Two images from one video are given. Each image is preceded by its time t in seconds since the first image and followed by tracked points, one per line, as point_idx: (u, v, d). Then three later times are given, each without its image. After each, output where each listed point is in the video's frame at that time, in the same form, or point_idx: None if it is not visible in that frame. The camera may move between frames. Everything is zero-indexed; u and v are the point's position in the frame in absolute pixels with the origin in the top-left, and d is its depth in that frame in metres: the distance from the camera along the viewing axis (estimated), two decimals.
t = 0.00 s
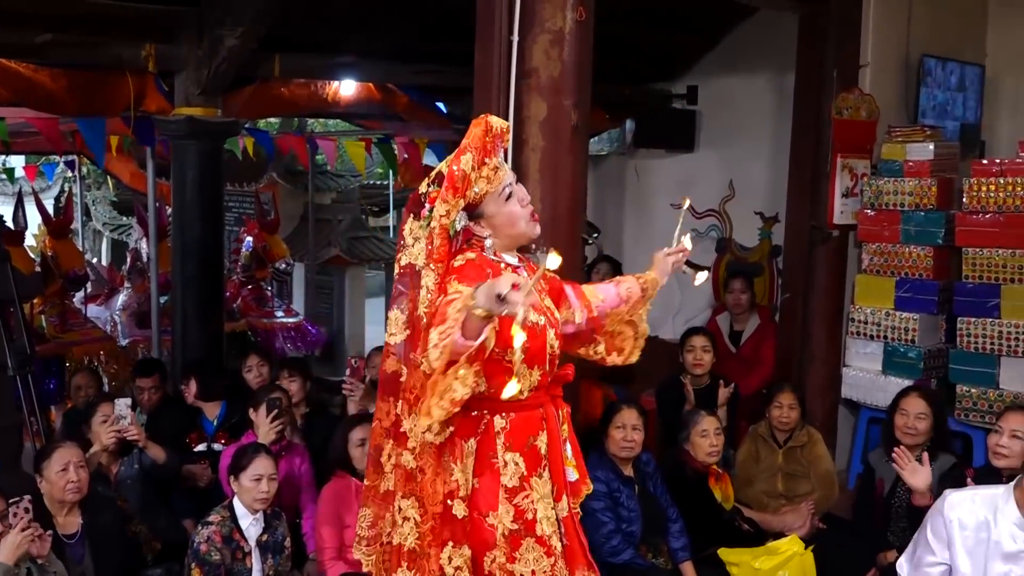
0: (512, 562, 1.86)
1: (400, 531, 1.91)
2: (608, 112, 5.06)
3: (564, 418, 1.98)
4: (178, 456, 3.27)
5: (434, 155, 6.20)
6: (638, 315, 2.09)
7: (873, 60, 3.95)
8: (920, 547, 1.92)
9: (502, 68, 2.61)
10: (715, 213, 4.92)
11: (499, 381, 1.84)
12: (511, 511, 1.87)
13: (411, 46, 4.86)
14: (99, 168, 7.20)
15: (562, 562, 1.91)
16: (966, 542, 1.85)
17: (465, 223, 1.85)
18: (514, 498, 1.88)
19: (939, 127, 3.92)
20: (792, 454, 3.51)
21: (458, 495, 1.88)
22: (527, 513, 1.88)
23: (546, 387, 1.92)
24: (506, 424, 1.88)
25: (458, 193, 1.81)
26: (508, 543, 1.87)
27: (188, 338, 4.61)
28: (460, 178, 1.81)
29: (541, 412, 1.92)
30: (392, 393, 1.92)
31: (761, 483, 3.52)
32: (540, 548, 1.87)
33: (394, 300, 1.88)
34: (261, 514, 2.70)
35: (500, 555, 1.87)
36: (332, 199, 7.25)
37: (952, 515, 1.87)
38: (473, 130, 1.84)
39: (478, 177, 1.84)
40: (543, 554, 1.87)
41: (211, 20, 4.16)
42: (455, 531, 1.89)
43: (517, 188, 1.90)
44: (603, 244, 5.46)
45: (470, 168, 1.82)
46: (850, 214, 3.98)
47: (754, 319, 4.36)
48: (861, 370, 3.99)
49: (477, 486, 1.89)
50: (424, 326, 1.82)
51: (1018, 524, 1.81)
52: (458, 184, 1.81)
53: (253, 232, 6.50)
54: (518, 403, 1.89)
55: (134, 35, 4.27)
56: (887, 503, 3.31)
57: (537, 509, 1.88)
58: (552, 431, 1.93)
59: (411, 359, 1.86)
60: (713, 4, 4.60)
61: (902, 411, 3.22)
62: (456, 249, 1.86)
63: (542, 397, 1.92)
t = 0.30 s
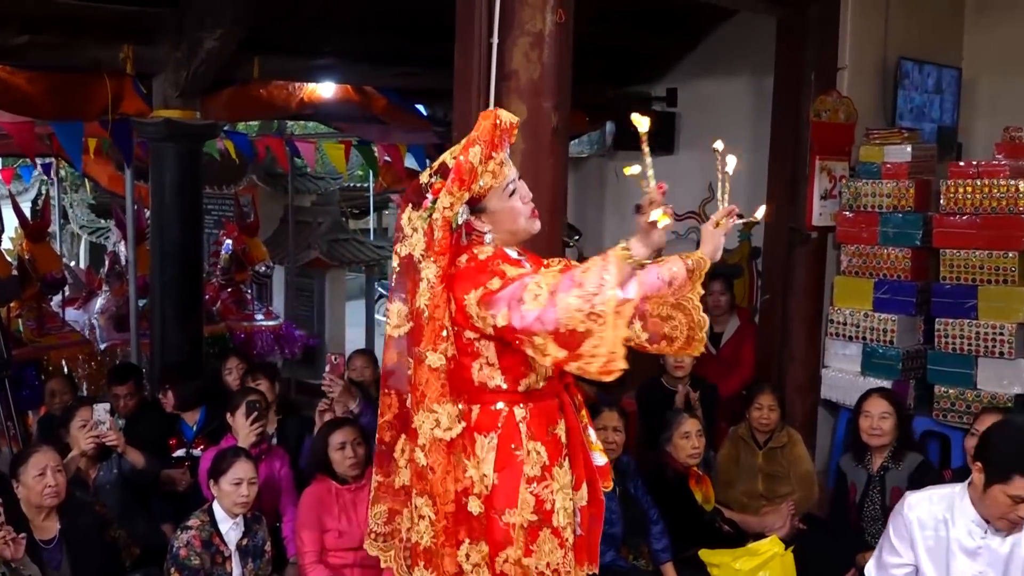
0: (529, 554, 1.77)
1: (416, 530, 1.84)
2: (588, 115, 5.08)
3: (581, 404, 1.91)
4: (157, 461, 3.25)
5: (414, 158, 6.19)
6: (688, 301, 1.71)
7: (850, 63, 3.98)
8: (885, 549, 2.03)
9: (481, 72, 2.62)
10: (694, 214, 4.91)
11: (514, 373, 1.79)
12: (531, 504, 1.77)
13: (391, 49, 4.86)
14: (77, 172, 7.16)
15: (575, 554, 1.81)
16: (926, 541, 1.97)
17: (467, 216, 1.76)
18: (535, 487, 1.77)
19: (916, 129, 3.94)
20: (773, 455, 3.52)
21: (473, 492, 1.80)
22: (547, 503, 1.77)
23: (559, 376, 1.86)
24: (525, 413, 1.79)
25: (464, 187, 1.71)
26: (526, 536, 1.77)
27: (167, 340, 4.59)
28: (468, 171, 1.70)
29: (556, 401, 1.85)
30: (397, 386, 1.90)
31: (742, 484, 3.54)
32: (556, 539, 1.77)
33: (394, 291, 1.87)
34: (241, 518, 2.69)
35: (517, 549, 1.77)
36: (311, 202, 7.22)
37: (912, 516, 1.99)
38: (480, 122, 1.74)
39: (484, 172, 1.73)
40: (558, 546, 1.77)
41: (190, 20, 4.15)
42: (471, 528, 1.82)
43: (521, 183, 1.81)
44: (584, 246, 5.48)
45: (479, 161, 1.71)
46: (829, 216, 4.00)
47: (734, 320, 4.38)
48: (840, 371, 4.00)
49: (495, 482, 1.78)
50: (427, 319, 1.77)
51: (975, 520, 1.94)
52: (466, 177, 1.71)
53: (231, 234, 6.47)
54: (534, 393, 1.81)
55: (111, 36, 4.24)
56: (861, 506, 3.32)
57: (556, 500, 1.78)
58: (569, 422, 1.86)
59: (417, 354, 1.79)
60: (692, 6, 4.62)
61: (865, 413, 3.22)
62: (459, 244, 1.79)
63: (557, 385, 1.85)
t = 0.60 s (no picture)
0: (546, 567, 1.85)
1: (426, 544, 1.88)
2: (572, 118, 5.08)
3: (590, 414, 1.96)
4: (141, 467, 3.23)
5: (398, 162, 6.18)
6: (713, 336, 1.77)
7: (833, 67, 3.99)
8: (845, 554, 2.01)
9: (466, 76, 2.61)
10: (680, 218, 4.96)
11: (525, 387, 1.83)
12: (544, 517, 1.84)
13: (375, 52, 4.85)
14: (59, 176, 7.13)
15: (584, 564, 1.90)
16: (886, 541, 1.96)
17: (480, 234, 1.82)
18: (546, 500, 1.85)
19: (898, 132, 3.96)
20: (757, 458, 3.53)
21: (486, 506, 1.85)
22: (559, 516, 1.85)
23: (567, 387, 1.90)
24: (536, 426, 1.85)
25: (482, 209, 1.75)
26: (541, 548, 1.85)
27: (149, 345, 4.56)
28: (488, 193, 1.74)
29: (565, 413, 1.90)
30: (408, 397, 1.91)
31: (726, 488, 3.56)
32: (569, 551, 1.86)
33: (409, 303, 1.90)
34: (225, 524, 2.67)
35: (533, 564, 1.84)
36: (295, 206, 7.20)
37: (872, 519, 1.97)
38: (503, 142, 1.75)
39: (503, 194, 1.76)
40: (571, 557, 1.87)
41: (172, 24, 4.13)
42: (484, 544, 1.87)
43: (536, 202, 1.84)
44: (569, 250, 5.49)
45: (499, 183, 1.74)
46: (813, 219, 4.01)
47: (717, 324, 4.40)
48: (823, 374, 4.02)
49: (509, 497, 1.85)
50: (442, 336, 1.81)
51: (933, 519, 1.94)
52: (485, 199, 1.74)
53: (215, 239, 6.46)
54: (543, 405, 1.86)
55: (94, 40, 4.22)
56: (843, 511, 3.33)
57: (567, 511, 1.86)
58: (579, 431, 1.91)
59: (432, 368, 1.83)
60: (675, 11, 4.64)
61: (837, 418, 3.25)
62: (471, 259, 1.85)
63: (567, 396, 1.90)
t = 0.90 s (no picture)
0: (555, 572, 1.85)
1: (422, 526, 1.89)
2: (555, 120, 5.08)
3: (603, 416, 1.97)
4: (125, 472, 3.22)
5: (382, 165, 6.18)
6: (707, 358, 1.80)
7: (816, 70, 4.01)
8: (818, 554, 2.03)
9: (450, 78, 2.61)
10: (664, 221, 4.98)
11: (533, 388, 1.83)
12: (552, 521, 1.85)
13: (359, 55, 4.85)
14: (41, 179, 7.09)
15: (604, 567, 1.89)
16: (856, 539, 1.97)
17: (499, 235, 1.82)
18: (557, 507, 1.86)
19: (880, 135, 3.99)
20: (741, 460, 3.54)
21: (483, 498, 1.87)
22: (569, 521, 1.86)
23: (579, 391, 1.90)
24: (542, 431, 1.86)
25: (514, 214, 1.75)
26: (550, 553, 1.85)
27: (133, 348, 4.64)
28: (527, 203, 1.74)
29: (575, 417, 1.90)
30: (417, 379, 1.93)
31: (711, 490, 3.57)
32: (583, 556, 1.86)
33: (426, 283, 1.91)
34: (209, 528, 2.66)
35: (542, 567, 1.85)
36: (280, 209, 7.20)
37: (842, 516, 1.99)
38: (559, 159, 1.76)
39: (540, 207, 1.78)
40: (586, 562, 1.86)
41: (155, 27, 4.12)
42: (482, 534, 1.87)
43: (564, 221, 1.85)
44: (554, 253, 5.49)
45: (541, 197, 1.75)
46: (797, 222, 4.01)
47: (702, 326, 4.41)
48: (807, 376, 4.03)
49: (516, 498, 1.86)
50: (453, 324, 1.83)
51: (901, 515, 1.95)
52: (521, 207, 1.75)
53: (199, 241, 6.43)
54: (551, 408, 1.86)
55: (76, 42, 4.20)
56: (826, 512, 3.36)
57: (578, 517, 1.86)
58: (589, 433, 1.91)
59: (441, 356, 1.85)
60: (659, 13, 4.65)
61: (820, 419, 3.29)
62: (487, 255, 1.85)
63: (578, 401, 1.90)
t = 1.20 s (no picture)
0: (553, 564, 1.84)
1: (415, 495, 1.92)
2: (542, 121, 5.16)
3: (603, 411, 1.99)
4: (109, 474, 3.21)
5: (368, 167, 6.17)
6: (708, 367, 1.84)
7: (801, 71, 4.02)
8: (808, 556, 2.03)
9: (436, 79, 2.61)
10: (650, 222, 4.95)
11: (532, 383, 1.85)
12: (549, 512, 1.85)
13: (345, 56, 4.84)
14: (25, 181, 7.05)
15: (601, 563, 1.88)
16: (847, 541, 1.98)
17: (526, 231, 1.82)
18: (554, 498, 1.85)
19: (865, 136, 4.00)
20: (728, 461, 3.55)
21: (470, 478, 1.88)
22: (568, 513, 1.85)
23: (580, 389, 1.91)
24: (543, 422, 1.87)
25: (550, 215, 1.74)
26: (549, 545, 1.84)
27: (118, 351, 4.62)
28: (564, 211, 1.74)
29: (576, 411, 1.91)
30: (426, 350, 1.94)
31: (697, 490, 3.57)
32: (581, 549, 1.85)
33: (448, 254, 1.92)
34: (194, 531, 2.65)
35: (540, 558, 1.84)
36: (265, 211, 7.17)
37: (833, 518, 2.00)
38: (610, 179, 1.76)
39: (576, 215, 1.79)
40: (583, 556, 1.85)
41: (140, 27, 4.11)
42: (469, 516, 1.89)
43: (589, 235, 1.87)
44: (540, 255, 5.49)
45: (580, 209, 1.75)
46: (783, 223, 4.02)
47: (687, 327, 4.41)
48: (792, 376, 4.04)
49: (514, 487, 1.86)
50: (463, 302, 1.83)
51: (892, 517, 1.96)
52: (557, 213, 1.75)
53: (184, 244, 6.41)
54: (550, 403, 1.87)
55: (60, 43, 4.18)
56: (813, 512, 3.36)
57: (577, 509, 1.86)
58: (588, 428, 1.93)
59: (448, 334, 1.85)
60: (645, 15, 4.65)
61: (807, 419, 3.33)
62: (507, 243, 1.86)
63: (579, 395, 1.91)
